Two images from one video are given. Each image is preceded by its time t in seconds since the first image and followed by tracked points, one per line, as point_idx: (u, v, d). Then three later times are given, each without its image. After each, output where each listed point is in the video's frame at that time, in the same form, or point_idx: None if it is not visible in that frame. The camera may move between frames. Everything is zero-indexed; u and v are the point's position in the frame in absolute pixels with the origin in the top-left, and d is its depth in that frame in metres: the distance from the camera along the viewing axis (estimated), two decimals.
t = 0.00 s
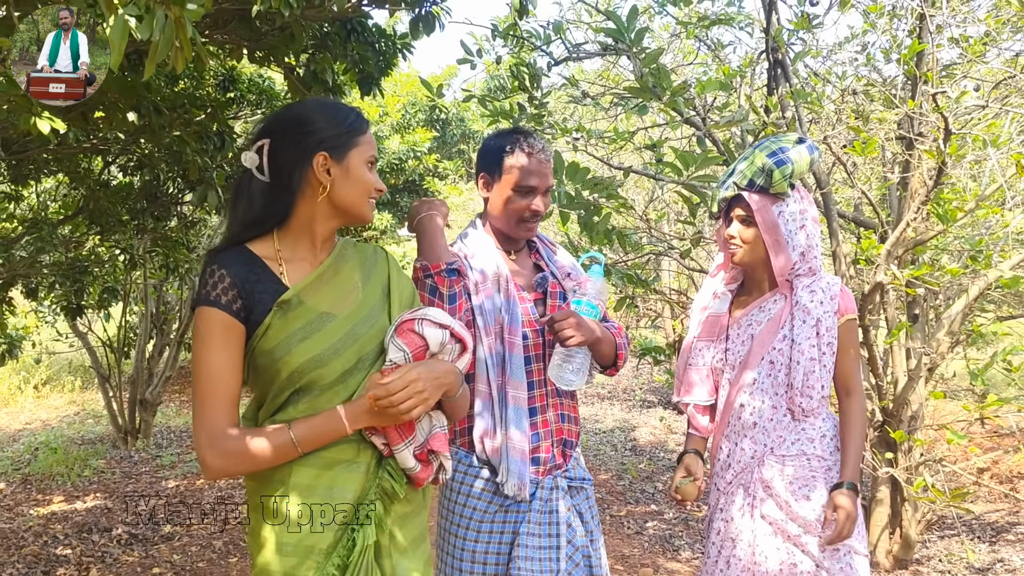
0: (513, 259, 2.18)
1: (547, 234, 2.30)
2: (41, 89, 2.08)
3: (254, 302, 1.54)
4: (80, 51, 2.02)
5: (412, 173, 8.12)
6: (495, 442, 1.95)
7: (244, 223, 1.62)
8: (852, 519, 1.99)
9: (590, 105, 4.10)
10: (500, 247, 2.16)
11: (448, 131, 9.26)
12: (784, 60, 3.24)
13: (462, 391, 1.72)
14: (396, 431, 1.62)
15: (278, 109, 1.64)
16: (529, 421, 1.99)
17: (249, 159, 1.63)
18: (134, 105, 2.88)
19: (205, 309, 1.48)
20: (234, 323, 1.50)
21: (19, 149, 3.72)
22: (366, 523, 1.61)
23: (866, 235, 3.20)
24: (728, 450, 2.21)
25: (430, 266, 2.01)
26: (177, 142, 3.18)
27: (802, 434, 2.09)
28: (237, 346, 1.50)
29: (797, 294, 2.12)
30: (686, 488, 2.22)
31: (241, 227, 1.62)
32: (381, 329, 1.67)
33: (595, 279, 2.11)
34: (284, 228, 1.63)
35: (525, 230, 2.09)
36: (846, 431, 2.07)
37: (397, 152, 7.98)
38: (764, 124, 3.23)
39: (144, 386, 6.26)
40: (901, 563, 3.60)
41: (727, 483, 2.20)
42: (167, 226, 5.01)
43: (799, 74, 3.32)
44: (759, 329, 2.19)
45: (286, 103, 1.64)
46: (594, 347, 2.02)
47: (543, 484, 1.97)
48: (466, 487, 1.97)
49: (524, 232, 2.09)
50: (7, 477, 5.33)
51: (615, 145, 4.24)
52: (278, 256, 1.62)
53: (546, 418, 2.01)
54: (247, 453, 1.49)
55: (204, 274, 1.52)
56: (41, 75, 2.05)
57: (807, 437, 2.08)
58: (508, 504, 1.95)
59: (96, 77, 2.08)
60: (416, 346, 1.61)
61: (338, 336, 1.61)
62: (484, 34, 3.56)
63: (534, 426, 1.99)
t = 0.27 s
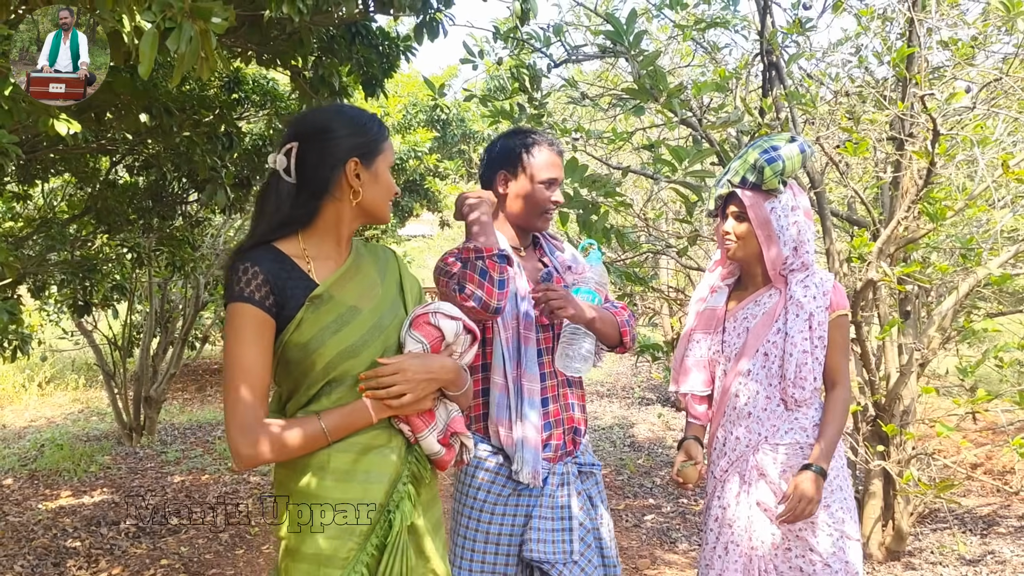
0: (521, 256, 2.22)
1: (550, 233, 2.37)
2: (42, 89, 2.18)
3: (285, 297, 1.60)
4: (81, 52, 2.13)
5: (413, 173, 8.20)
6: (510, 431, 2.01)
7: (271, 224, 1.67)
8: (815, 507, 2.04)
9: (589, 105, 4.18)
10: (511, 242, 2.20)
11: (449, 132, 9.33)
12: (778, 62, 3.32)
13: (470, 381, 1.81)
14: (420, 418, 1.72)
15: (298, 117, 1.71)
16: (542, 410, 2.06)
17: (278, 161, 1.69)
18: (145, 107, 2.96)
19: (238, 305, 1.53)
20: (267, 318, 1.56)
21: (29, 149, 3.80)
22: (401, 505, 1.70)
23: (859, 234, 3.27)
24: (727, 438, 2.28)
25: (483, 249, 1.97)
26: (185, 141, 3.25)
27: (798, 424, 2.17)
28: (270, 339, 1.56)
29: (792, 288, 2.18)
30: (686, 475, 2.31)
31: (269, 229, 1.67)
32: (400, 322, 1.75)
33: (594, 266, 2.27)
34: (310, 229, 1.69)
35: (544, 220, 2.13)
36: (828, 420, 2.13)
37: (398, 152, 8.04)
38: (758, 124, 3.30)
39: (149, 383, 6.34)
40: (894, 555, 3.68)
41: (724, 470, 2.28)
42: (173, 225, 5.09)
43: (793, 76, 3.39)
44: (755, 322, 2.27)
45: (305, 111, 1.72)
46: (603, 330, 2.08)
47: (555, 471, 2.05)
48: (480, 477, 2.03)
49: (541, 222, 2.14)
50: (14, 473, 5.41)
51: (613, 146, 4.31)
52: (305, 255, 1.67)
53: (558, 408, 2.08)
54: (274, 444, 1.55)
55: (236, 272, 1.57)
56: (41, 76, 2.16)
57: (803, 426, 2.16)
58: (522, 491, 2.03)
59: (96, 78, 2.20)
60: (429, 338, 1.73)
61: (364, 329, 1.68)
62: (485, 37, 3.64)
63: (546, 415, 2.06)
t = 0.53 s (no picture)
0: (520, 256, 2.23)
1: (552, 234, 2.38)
2: (42, 88, 2.23)
3: (295, 300, 1.63)
4: (80, 52, 2.16)
5: (413, 172, 8.24)
6: (513, 424, 2.05)
7: (281, 230, 1.69)
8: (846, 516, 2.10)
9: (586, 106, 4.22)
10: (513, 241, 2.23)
11: (449, 131, 9.37)
12: (772, 65, 3.36)
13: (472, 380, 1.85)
14: (425, 416, 1.75)
15: (304, 124, 1.73)
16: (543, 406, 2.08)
17: (285, 168, 1.71)
18: (147, 109, 3.00)
19: (250, 309, 1.57)
20: (278, 320, 1.59)
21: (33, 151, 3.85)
22: (410, 502, 1.72)
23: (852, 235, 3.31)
24: (723, 435, 2.31)
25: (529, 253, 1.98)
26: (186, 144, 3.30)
27: (793, 420, 2.20)
28: (280, 341, 1.60)
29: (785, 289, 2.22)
30: (668, 482, 2.34)
31: (277, 235, 1.69)
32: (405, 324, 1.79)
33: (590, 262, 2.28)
34: (318, 235, 1.70)
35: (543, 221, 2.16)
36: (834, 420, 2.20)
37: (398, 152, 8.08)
38: (752, 126, 3.34)
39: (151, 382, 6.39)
40: (887, 551, 3.73)
41: (719, 466, 2.31)
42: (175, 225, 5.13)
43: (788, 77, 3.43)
44: (748, 322, 2.30)
45: (310, 119, 1.74)
46: (597, 323, 2.14)
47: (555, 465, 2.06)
48: (479, 466, 2.06)
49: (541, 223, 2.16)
50: (17, 470, 5.45)
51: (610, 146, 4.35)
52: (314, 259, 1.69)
53: (558, 403, 2.10)
54: (272, 433, 1.56)
55: (247, 277, 1.60)
56: (42, 75, 2.20)
57: (798, 422, 2.20)
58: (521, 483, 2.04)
59: (95, 78, 2.22)
60: (433, 336, 1.77)
61: (372, 330, 1.72)
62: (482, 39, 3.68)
63: (547, 411, 2.08)
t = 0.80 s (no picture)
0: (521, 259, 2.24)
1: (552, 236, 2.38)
2: (42, 89, 2.30)
3: (285, 301, 1.64)
4: (78, 52, 2.28)
5: (413, 172, 8.25)
6: (502, 424, 2.06)
7: (271, 233, 1.70)
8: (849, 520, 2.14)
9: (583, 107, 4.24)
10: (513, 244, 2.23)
11: (451, 131, 9.39)
12: (766, 66, 3.37)
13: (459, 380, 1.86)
14: (413, 417, 1.76)
15: (295, 127, 1.74)
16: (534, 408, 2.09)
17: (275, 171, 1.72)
18: (142, 110, 3.02)
19: (241, 308, 1.57)
20: (268, 320, 1.59)
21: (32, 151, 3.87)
22: (397, 502, 1.73)
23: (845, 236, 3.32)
24: (714, 435, 2.31)
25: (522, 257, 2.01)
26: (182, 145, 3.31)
27: (784, 420, 2.22)
28: (270, 341, 1.60)
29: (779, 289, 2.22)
30: (653, 487, 2.34)
31: (266, 237, 1.70)
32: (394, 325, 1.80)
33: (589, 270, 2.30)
34: (307, 237, 1.71)
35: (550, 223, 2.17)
36: (832, 425, 2.23)
37: (399, 152, 8.10)
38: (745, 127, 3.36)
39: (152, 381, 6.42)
40: (881, 551, 3.74)
41: (709, 466, 2.32)
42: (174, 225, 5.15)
43: (782, 78, 3.45)
44: (742, 322, 2.29)
45: (302, 122, 1.75)
46: (594, 331, 2.13)
47: (542, 466, 2.08)
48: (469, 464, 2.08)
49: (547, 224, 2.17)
50: (18, 469, 5.48)
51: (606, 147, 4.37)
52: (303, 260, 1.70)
53: (548, 404, 2.10)
54: (255, 433, 1.56)
55: (236, 277, 1.60)
56: (41, 75, 2.29)
57: (789, 422, 2.21)
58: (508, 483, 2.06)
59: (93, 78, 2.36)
60: (421, 340, 1.78)
61: (361, 331, 1.72)
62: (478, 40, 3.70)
63: (538, 412, 2.09)
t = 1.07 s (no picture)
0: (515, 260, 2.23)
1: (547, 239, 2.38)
2: (42, 89, 2.26)
3: (270, 301, 1.65)
4: (80, 53, 2.21)
5: (417, 172, 8.26)
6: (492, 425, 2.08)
7: (257, 233, 1.71)
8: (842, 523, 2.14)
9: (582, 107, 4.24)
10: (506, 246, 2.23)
11: (455, 131, 9.39)
12: (763, 67, 3.37)
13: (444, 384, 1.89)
14: (397, 421, 1.78)
15: (283, 129, 1.76)
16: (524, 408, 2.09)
17: (262, 172, 1.74)
18: (140, 111, 3.04)
19: (226, 308, 1.59)
20: (252, 320, 1.61)
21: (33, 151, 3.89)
22: (380, 503, 1.76)
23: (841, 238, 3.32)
24: (706, 435, 2.32)
25: (542, 275, 2.00)
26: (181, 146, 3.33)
27: (778, 421, 2.22)
28: (254, 341, 1.61)
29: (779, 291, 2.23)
30: (652, 486, 2.35)
31: (253, 237, 1.71)
32: (379, 327, 1.81)
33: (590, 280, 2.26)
34: (293, 238, 1.73)
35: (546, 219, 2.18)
36: (823, 427, 2.23)
37: (403, 152, 8.11)
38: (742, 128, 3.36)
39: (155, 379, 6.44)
40: (877, 550, 3.75)
41: (703, 466, 2.32)
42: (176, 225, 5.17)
43: (779, 79, 3.45)
44: (739, 322, 2.29)
45: (290, 124, 1.76)
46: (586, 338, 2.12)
47: (531, 466, 2.07)
48: (461, 463, 2.11)
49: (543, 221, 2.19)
50: (21, 467, 5.51)
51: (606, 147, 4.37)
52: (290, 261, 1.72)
53: (538, 406, 2.11)
54: (236, 432, 1.57)
55: (222, 277, 1.62)
56: (42, 75, 2.24)
57: (783, 424, 2.22)
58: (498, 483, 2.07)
59: (94, 79, 2.26)
60: (410, 344, 1.79)
61: (346, 332, 1.73)
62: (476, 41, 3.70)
63: (527, 412, 2.09)
